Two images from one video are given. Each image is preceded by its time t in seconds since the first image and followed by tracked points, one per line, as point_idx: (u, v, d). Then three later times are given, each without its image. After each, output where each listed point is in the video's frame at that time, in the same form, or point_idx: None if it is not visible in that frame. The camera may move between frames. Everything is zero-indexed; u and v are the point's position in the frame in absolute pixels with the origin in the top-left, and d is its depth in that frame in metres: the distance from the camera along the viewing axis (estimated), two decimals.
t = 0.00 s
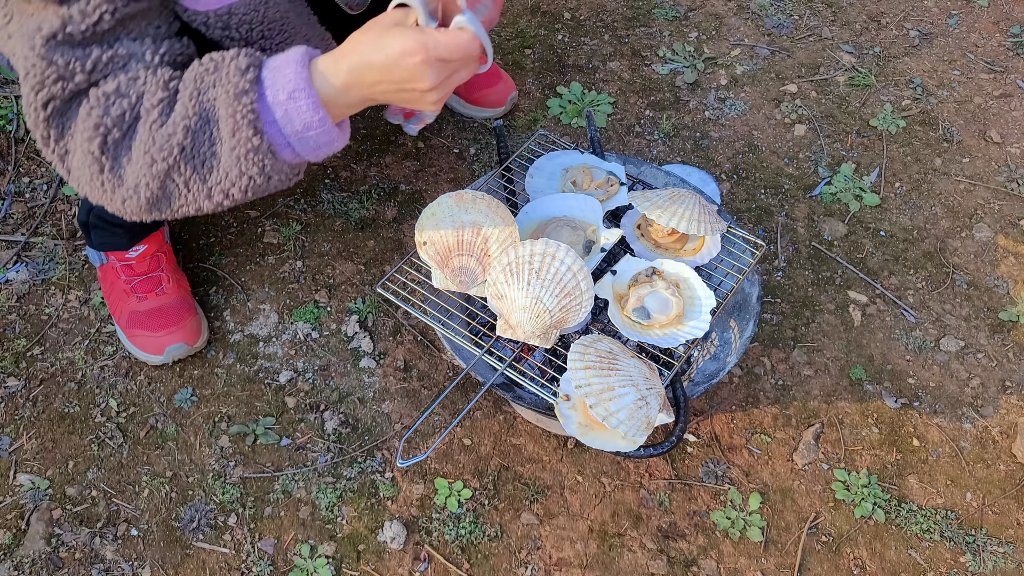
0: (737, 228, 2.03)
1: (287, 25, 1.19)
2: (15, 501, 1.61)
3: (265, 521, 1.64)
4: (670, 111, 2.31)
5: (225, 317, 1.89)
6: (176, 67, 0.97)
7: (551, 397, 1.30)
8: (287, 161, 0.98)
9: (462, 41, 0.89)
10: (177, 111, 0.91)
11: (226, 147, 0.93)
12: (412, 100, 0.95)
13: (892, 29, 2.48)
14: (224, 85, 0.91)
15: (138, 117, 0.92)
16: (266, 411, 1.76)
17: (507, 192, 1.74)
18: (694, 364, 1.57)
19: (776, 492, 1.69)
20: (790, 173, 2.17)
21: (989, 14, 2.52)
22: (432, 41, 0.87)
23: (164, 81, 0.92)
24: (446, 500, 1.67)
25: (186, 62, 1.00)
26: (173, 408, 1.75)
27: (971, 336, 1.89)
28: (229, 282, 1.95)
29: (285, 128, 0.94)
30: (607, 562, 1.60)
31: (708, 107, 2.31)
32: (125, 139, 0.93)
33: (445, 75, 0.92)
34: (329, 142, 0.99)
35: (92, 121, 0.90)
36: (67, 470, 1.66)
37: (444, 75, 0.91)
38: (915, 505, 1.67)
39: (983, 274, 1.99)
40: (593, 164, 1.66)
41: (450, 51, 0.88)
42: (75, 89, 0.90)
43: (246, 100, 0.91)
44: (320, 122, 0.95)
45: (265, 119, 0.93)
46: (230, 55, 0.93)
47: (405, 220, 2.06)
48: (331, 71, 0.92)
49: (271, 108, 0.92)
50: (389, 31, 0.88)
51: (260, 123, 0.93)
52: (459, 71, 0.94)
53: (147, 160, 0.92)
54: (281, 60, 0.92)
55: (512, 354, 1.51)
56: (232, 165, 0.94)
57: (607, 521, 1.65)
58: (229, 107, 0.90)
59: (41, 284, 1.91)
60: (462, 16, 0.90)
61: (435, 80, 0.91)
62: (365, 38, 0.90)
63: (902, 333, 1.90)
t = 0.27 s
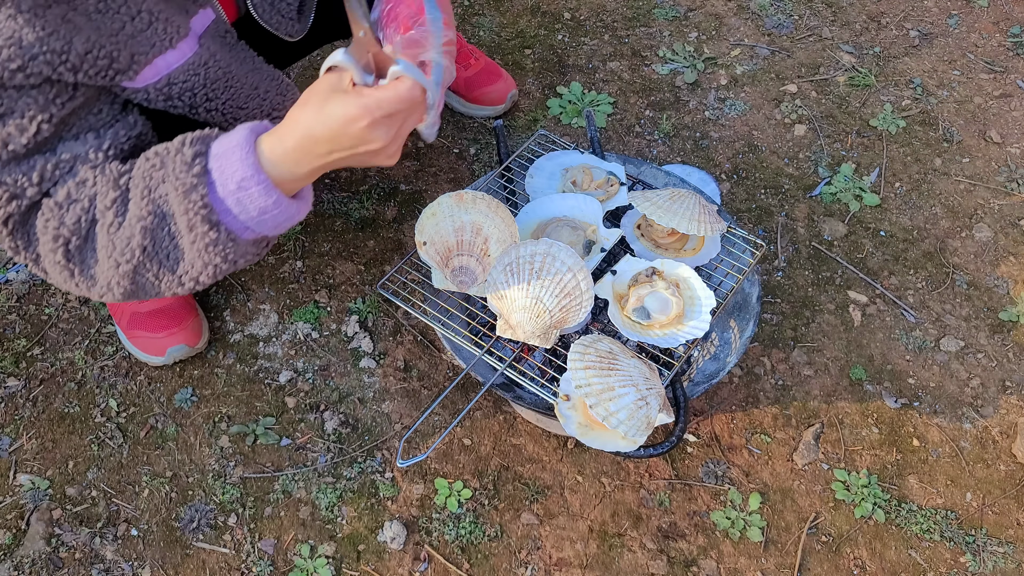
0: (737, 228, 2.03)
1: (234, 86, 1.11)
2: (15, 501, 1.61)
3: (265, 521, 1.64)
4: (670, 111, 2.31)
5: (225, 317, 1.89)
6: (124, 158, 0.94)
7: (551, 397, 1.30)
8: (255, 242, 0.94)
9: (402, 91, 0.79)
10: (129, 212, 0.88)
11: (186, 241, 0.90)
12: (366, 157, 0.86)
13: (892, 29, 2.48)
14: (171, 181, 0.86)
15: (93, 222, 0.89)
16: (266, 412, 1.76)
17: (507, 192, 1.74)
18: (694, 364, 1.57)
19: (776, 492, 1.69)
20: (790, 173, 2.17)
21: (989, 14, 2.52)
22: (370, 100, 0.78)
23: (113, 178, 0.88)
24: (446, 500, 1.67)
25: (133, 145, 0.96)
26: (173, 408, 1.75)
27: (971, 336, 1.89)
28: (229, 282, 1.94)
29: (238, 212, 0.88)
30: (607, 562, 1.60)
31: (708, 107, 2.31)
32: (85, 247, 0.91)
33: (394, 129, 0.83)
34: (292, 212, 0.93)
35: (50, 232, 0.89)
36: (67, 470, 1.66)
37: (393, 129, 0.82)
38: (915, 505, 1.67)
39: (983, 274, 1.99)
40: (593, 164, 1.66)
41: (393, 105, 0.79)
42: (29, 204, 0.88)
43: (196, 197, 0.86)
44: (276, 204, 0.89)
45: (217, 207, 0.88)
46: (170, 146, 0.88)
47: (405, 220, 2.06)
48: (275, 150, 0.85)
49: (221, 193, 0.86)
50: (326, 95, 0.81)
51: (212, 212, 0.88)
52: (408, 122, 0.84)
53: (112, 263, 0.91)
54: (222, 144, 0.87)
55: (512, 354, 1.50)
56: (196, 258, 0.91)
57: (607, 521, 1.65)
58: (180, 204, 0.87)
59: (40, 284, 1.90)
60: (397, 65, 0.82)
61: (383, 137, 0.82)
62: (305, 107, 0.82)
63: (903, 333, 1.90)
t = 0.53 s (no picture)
0: (737, 228, 2.03)
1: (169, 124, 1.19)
2: (15, 501, 1.61)
3: (265, 521, 1.64)
4: (671, 111, 2.31)
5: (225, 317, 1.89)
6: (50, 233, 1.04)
7: (550, 397, 1.30)
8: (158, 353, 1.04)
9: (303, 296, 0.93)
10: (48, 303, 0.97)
11: (97, 343, 0.98)
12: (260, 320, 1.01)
13: (892, 29, 2.48)
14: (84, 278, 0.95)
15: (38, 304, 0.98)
16: (266, 412, 1.76)
17: (507, 192, 1.74)
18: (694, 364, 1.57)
19: (776, 492, 1.69)
20: (790, 173, 2.17)
21: (989, 14, 2.52)
22: (270, 297, 0.92)
23: (28, 270, 0.98)
24: (446, 500, 1.67)
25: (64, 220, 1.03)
26: (173, 408, 1.75)
27: (971, 336, 1.90)
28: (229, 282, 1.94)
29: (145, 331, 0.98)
30: (607, 562, 1.60)
31: (708, 107, 2.31)
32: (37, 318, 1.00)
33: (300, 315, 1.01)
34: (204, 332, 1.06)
35: None
36: (67, 470, 1.66)
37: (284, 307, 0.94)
38: (915, 505, 1.67)
39: (983, 274, 1.99)
40: (593, 164, 1.66)
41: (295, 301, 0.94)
42: None
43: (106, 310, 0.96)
44: (177, 330, 1.00)
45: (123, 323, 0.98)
46: (84, 254, 0.97)
47: (405, 220, 2.06)
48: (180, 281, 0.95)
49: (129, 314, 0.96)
50: (229, 264, 0.91)
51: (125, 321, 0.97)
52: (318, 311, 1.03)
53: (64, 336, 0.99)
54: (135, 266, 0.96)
55: (512, 354, 1.50)
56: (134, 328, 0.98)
57: (607, 521, 1.65)
58: (88, 319, 0.96)
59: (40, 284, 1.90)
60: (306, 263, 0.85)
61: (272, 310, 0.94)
62: (210, 269, 0.92)
63: (902, 333, 1.90)
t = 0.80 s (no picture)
0: (737, 228, 2.03)
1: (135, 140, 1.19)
2: (15, 501, 1.61)
3: (265, 521, 1.64)
4: (670, 111, 2.31)
5: (225, 318, 1.89)
6: (52, 238, 1.09)
7: (550, 397, 1.30)
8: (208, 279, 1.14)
9: (339, 179, 0.94)
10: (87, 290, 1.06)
11: (149, 295, 1.09)
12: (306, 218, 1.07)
13: (892, 29, 2.48)
14: (131, 245, 1.04)
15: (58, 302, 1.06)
16: (266, 411, 1.76)
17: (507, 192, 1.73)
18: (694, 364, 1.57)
19: (776, 492, 1.69)
20: (790, 173, 2.17)
21: (989, 14, 2.52)
22: (304, 167, 0.94)
23: (54, 266, 1.04)
24: (445, 500, 1.67)
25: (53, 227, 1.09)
26: (173, 408, 1.75)
27: (971, 336, 1.89)
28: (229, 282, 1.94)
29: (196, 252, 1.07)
30: (607, 562, 1.60)
31: (708, 107, 2.31)
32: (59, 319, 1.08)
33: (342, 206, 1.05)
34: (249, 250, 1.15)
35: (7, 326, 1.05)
36: (67, 470, 1.66)
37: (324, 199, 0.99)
38: (915, 505, 1.67)
39: (983, 274, 1.99)
40: (593, 164, 1.66)
41: (326, 184, 0.95)
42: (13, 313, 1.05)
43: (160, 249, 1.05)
44: (230, 246, 1.09)
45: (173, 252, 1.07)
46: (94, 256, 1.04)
47: (405, 220, 2.06)
48: (224, 197, 1.04)
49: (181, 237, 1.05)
50: (268, 154, 0.97)
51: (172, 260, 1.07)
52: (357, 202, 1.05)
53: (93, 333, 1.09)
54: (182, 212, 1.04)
55: (512, 354, 1.50)
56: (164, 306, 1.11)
57: (607, 521, 1.65)
58: (144, 262, 1.05)
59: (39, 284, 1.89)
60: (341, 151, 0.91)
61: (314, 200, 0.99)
62: (250, 165, 0.99)
63: (902, 333, 1.90)
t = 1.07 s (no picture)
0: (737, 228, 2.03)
1: (110, 138, 1.19)
2: (15, 502, 1.61)
3: (265, 521, 1.64)
4: (671, 111, 2.31)
5: (225, 318, 1.88)
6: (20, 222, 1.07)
7: (550, 397, 1.30)
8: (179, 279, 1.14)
9: (286, 168, 0.89)
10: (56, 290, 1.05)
11: (113, 290, 1.09)
12: (277, 218, 1.05)
13: (892, 29, 2.48)
14: (100, 234, 1.04)
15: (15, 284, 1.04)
16: (266, 412, 1.76)
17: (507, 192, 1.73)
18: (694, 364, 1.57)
19: (776, 492, 1.69)
20: (790, 174, 2.17)
21: (989, 14, 2.52)
22: (257, 165, 0.92)
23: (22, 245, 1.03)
24: (445, 500, 1.67)
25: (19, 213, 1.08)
26: (173, 408, 1.75)
27: (971, 336, 1.89)
28: (229, 282, 1.94)
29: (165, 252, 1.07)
30: (607, 562, 1.61)
31: (708, 107, 2.30)
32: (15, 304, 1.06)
33: (310, 203, 1.01)
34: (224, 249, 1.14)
35: None
36: (67, 470, 1.66)
37: (283, 193, 0.96)
38: (915, 505, 1.67)
39: (983, 274, 1.99)
40: (593, 164, 1.66)
41: (276, 176, 0.91)
42: None
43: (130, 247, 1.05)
44: (201, 246, 1.09)
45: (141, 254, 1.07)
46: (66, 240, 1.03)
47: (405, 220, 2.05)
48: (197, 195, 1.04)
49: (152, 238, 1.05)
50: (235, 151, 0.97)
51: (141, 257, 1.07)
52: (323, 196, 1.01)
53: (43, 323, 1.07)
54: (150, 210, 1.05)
55: (512, 354, 1.50)
56: (126, 305, 1.11)
57: (607, 521, 1.65)
58: (112, 253, 1.04)
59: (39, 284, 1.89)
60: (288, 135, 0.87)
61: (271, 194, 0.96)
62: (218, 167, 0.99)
63: (903, 333, 1.90)
